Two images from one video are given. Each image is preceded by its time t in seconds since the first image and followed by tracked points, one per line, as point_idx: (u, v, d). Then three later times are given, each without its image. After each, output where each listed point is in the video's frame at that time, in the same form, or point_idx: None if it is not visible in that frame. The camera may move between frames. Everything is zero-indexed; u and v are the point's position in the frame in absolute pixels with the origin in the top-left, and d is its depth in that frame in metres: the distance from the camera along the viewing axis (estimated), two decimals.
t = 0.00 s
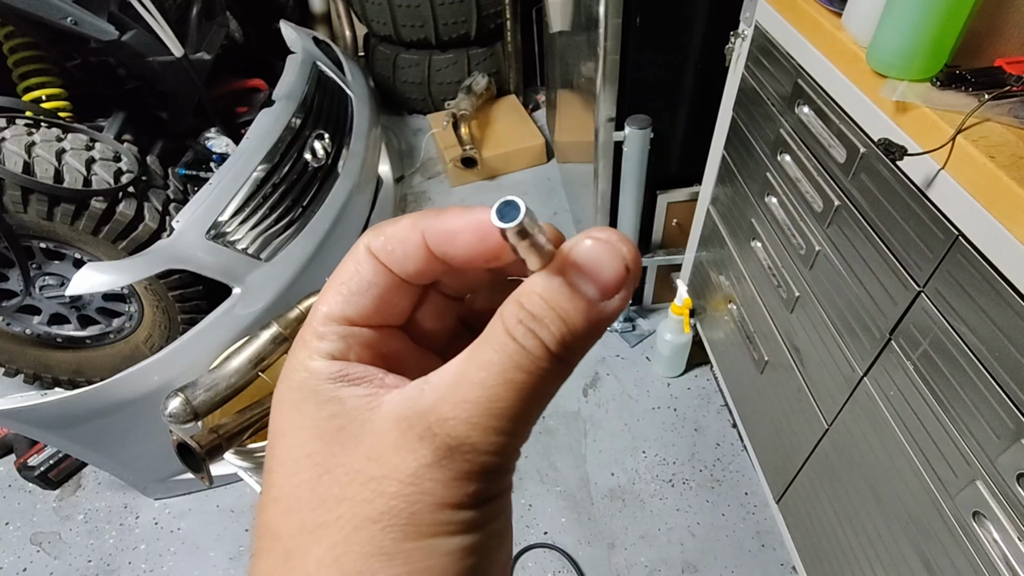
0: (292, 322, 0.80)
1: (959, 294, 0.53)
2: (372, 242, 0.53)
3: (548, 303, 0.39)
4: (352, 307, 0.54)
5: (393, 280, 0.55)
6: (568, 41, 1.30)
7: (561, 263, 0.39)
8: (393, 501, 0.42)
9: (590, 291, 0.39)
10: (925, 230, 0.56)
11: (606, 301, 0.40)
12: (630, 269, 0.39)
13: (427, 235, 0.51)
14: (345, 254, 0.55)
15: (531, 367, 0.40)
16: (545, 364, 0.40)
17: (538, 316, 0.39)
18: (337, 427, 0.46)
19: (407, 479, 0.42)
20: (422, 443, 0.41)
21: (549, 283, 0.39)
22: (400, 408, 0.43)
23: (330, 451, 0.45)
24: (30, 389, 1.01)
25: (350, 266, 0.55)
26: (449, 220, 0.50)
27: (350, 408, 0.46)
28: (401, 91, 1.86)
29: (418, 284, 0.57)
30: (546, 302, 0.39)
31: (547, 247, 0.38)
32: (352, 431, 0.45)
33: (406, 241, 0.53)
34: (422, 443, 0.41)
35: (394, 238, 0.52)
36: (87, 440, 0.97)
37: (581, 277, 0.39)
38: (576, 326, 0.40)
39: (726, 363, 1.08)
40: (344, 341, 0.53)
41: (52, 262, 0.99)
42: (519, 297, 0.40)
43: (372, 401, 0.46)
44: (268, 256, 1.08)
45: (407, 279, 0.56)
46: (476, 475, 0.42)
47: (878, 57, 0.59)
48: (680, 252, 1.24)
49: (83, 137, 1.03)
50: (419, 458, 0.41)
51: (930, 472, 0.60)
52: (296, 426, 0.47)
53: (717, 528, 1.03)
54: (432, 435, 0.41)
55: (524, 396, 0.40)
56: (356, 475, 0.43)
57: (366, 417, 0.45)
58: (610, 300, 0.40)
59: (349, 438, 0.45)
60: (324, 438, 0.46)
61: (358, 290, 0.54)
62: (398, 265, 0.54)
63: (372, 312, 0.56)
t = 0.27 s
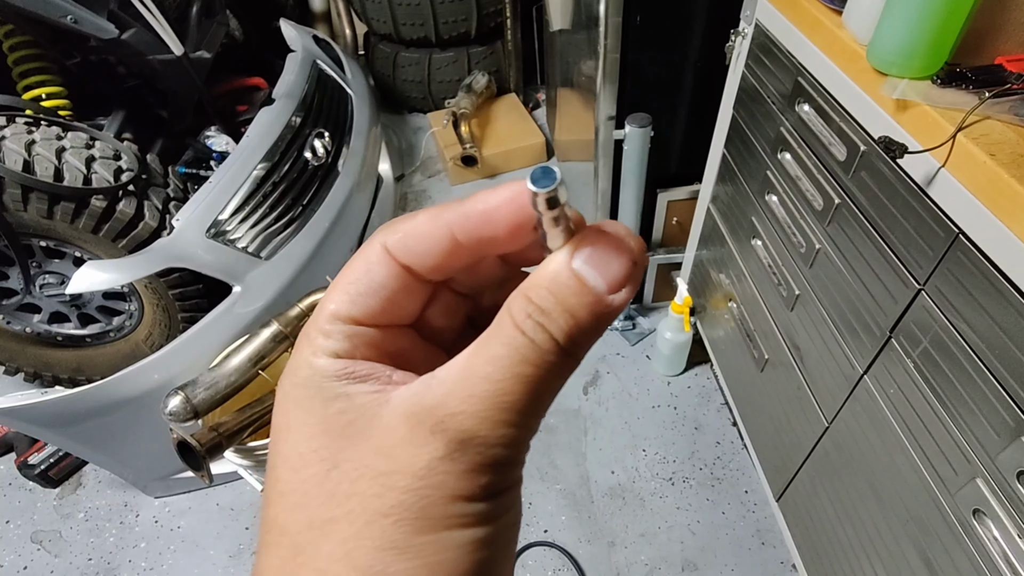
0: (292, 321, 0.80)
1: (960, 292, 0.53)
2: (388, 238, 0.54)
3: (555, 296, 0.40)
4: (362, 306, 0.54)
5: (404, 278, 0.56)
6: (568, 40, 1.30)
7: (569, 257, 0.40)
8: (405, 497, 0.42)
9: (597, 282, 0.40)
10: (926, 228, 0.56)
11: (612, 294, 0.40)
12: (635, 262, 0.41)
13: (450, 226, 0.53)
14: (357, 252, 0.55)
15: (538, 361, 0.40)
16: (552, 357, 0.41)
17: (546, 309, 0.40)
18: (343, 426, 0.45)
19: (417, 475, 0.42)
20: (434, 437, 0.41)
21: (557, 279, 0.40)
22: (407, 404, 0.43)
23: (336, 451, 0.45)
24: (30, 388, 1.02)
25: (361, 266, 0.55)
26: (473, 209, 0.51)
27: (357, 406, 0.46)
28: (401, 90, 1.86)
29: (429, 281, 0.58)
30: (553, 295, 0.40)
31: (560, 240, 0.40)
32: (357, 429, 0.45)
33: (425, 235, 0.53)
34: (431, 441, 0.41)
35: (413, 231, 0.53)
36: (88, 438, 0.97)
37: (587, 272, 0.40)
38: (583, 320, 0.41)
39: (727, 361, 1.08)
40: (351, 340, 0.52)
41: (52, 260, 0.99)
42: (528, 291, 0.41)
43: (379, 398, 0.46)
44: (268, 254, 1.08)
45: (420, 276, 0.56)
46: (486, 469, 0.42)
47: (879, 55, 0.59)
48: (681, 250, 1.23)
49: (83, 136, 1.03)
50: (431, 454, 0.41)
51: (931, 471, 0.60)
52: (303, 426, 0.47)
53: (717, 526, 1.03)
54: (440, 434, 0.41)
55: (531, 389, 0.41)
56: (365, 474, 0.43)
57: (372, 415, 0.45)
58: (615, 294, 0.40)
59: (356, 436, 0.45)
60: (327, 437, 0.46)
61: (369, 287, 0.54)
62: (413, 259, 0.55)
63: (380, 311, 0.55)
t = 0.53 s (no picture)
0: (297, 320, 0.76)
1: (964, 290, 0.53)
2: (358, 215, 0.54)
3: (501, 264, 0.47)
4: (333, 288, 0.53)
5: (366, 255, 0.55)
6: (570, 37, 1.30)
7: (508, 236, 0.48)
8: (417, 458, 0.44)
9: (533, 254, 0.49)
10: (929, 225, 0.56)
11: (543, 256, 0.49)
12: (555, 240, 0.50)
13: (421, 202, 0.54)
14: (316, 231, 0.54)
15: (499, 318, 0.47)
16: (510, 315, 0.47)
17: (498, 275, 0.47)
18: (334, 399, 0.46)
19: (431, 434, 0.44)
20: (445, 391, 0.45)
21: (501, 251, 0.48)
22: (402, 364, 0.46)
23: (332, 431, 0.44)
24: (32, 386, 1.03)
25: (326, 246, 0.53)
26: (444, 187, 0.53)
27: (347, 381, 0.47)
28: (403, 88, 1.86)
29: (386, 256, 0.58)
30: (500, 262, 0.47)
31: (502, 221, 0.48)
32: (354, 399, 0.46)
33: (399, 211, 0.54)
34: (435, 399, 0.44)
35: (386, 207, 0.54)
36: (91, 435, 0.97)
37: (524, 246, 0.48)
38: (524, 280, 0.48)
39: (730, 359, 1.08)
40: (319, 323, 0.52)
41: (56, 258, 0.99)
42: (476, 264, 0.47)
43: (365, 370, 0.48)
44: (271, 252, 1.08)
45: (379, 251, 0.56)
46: (480, 422, 0.46)
47: (884, 52, 0.59)
48: (683, 248, 1.23)
49: (86, 133, 1.03)
50: (442, 410, 0.44)
51: (935, 469, 0.60)
52: (288, 408, 0.46)
53: (718, 524, 1.03)
54: (444, 390, 0.45)
55: (497, 343, 0.46)
56: (374, 441, 0.44)
57: (365, 386, 0.47)
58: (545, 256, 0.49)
59: (355, 408, 0.46)
60: (321, 415, 0.45)
61: (336, 269, 0.53)
62: (382, 237, 0.55)
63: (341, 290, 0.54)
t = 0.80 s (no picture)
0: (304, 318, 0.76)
1: (970, 289, 0.53)
2: (332, 203, 0.53)
3: (458, 242, 0.50)
4: (314, 269, 0.53)
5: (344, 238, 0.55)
6: (575, 37, 1.30)
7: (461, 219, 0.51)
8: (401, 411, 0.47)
9: (483, 234, 0.52)
10: (935, 224, 0.56)
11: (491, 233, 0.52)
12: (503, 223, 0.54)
13: (390, 195, 0.54)
14: (293, 214, 0.53)
15: (460, 293, 0.49)
16: (469, 289, 0.50)
17: (458, 255, 0.49)
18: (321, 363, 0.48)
19: (413, 388, 0.47)
20: (421, 352, 0.47)
21: (457, 234, 0.50)
22: (379, 334, 0.48)
23: (322, 393, 0.47)
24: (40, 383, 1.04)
25: (305, 230, 0.52)
26: (411, 180, 0.54)
27: (331, 348, 0.50)
28: (408, 87, 1.87)
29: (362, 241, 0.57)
30: (456, 241, 0.50)
31: (456, 210, 0.50)
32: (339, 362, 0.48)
33: (372, 200, 0.53)
34: (413, 359, 0.47)
35: (360, 198, 0.53)
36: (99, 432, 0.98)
37: (476, 228, 0.51)
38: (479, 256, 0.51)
39: (734, 358, 1.08)
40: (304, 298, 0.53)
41: (64, 256, 1.00)
42: (435, 246, 0.50)
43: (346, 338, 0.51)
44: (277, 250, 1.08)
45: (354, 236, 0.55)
46: (452, 379, 0.50)
47: (891, 52, 0.59)
48: (688, 247, 1.23)
49: (94, 132, 1.03)
50: (421, 368, 0.47)
51: (941, 468, 0.60)
52: (280, 374, 0.48)
53: (723, 523, 1.03)
54: (419, 352, 0.47)
55: (460, 315, 0.49)
56: (362, 397, 0.47)
57: (348, 353, 0.49)
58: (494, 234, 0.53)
59: (343, 371, 0.48)
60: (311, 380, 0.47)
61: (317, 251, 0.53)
62: (357, 226, 0.54)
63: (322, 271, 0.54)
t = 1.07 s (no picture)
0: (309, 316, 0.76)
1: (982, 289, 0.53)
2: (338, 203, 0.51)
3: (460, 245, 0.50)
4: (316, 273, 0.51)
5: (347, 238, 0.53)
6: (581, 35, 1.29)
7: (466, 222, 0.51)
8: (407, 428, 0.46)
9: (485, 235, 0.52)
10: (947, 224, 0.56)
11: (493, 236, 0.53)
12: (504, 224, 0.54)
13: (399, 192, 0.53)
14: (297, 214, 0.51)
15: (466, 297, 0.49)
16: (474, 293, 0.50)
17: (461, 258, 0.49)
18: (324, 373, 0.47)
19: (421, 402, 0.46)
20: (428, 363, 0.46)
21: (459, 234, 0.51)
22: (384, 343, 0.47)
23: (325, 405, 0.45)
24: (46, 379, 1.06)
25: (310, 230, 0.51)
26: (419, 176, 0.53)
27: (334, 360, 0.48)
28: (413, 85, 1.86)
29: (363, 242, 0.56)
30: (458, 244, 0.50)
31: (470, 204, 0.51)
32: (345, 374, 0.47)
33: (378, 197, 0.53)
34: (419, 371, 0.46)
35: (367, 195, 0.52)
36: (104, 428, 0.98)
37: (480, 231, 0.52)
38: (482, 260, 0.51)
39: (740, 358, 1.08)
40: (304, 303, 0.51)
41: (70, 252, 1.00)
42: (440, 249, 0.50)
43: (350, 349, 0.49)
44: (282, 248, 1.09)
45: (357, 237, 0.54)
46: (459, 391, 0.49)
47: (903, 49, 0.59)
48: (694, 246, 1.23)
49: (100, 129, 1.03)
50: (428, 381, 0.46)
51: (951, 470, 0.59)
52: (282, 383, 0.46)
53: (728, 523, 1.02)
54: (426, 362, 0.46)
55: (466, 320, 0.48)
56: (368, 413, 0.45)
57: (352, 364, 0.48)
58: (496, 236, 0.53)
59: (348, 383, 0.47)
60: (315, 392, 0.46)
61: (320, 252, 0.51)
62: (363, 226, 0.53)
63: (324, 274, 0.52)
